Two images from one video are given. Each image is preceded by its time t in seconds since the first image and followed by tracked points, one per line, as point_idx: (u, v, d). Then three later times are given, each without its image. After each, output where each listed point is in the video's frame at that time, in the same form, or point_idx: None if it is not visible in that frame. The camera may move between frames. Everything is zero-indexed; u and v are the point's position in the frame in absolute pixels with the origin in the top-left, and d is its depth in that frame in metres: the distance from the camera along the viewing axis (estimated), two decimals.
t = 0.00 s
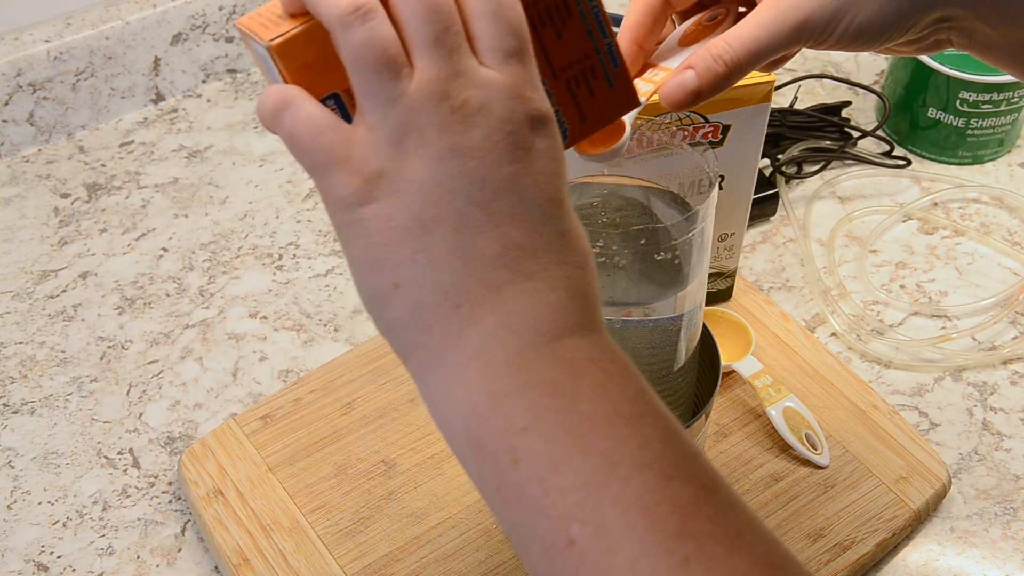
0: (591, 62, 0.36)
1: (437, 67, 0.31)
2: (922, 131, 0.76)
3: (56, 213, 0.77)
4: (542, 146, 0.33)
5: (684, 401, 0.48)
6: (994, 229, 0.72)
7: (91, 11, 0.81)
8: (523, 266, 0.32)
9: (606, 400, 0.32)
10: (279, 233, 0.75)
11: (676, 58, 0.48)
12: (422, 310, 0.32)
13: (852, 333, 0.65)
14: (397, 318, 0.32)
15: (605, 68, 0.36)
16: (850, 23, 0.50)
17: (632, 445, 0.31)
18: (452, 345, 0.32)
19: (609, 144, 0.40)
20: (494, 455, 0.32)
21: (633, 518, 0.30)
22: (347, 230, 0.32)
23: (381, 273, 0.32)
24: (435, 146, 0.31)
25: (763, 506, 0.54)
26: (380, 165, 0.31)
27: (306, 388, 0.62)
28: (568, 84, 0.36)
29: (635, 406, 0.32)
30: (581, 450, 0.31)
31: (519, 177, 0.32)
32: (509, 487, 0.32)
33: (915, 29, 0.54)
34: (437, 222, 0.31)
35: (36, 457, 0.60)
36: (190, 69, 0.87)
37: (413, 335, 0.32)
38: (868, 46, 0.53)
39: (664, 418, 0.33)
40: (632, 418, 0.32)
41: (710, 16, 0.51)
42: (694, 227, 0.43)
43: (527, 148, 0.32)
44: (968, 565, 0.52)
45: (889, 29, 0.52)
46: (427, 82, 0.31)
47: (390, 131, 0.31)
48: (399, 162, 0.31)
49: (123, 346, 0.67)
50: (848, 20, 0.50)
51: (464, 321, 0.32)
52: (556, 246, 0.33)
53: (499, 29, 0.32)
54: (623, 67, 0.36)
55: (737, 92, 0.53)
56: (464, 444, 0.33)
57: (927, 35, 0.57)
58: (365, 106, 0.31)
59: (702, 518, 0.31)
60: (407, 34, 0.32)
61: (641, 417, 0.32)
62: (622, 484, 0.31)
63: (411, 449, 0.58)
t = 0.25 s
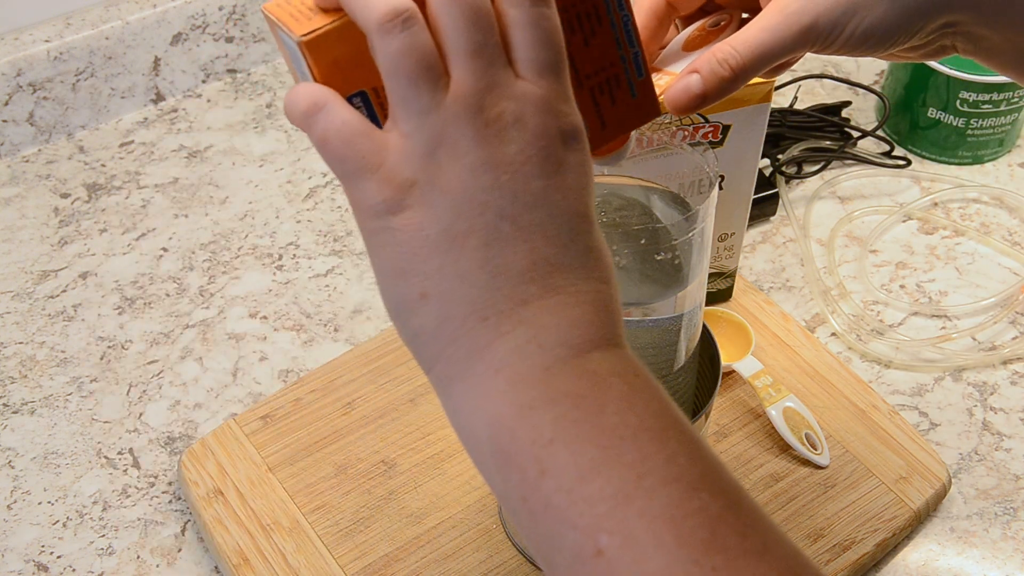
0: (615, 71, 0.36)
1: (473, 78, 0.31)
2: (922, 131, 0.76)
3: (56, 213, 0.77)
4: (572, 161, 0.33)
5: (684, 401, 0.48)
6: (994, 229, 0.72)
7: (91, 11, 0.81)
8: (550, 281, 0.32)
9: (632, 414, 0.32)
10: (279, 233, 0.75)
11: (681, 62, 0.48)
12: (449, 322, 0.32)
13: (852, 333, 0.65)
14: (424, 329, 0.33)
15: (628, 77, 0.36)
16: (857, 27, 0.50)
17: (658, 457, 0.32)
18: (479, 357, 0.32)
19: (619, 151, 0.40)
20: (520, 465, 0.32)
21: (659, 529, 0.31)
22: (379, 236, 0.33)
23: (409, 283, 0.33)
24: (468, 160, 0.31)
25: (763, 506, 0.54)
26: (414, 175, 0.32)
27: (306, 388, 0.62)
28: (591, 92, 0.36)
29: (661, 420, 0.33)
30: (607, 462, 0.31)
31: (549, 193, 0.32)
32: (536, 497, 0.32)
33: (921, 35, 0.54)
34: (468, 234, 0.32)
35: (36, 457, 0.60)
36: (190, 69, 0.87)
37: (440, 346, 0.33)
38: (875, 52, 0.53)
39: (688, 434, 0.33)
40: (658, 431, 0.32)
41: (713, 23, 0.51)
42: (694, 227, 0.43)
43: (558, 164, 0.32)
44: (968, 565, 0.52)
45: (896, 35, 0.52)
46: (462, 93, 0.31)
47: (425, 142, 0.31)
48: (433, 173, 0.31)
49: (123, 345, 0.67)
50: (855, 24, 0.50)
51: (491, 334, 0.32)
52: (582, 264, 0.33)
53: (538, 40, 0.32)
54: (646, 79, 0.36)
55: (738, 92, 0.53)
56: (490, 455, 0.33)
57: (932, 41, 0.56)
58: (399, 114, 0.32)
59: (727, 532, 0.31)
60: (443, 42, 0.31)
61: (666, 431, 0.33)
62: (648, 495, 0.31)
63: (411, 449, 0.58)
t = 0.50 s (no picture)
0: (616, 75, 0.35)
1: (472, 97, 0.31)
2: (922, 131, 0.76)
3: (56, 213, 0.77)
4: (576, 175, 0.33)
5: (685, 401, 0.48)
6: (995, 229, 0.72)
7: (91, 11, 0.81)
8: (556, 299, 0.32)
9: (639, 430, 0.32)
10: (279, 233, 0.75)
11: (689, 60, 0.48)
12: (455, 342, 0.32)
13: (852, 333, 0.65)
14: (429, 350, 0.33)
15: (629, 82, 0.35)
16: (864, 27, 0.50)
17: (666, 472, 0.32)
18: (486, 378, 0.32)
19: (622, 148, 0.40)
20: (530, 484, 0.32)
21: (671, 543, 0.31)
22: (384, 257, 0.33)
23: (415, 304, 0.33)
24: (469, 179, 0.31)
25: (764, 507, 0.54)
26: (414, 197, 0.32)
27: (305, 388, 0.62)
28: (591, 96, 0.35)
29: (667, 433, 0.33)
30: (616, 479, 0.31)
31: (553, 208, 0.32)
32: (547, 516, 0.32)
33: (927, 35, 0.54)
34: (470, 255, 0.32)
35: (36, 457, 0.60)
36: (190, 68, 0.87)
37: (447, 366, 0.33)
38: (880, 52, 0.53)
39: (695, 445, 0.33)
40: (665, 445, 0.32)
41: (722, 23, 0.51)
42: (694, 228, 0.44)
43: (561, 179, 0.32)
44: (968, 565, 0.52)
45: (903, 35, 0.52)
46: (461, 112, 0.31)
47: (425, 163, 0.31)
48: (433, 193, 0.31)
49: (123, 345, 0.67)
50: (863, 25, 0.50)
51: (497, 354, 0.32)
52: (588, 278, 0.33)
53: (537, 55, 0.31)
54: (649, 82, 0.35)
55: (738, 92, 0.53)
56: (499, 475, 0.33)
57: (939, 41, 0.56)
58: (398, 135, 0.31)
59: (739, 541, 0.31)
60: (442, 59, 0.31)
61: (673, 444, 0.33)
62: (659, 510, 0.31)
63: (410, 448, 0.58)
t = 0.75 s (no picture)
0: (622, 74, 0.35)
1: (477, 94, 0.31)
2: (922, 131, 0.76)
3: (56, 213, 0.77)
4: (580, 173, 0.33)
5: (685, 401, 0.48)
6: (995, 229, 0.72)
7: (92, 11, 0.81)
8: (562, 298, 0.32)
9: (645, 427, 0.32)
10: (279, 233, 0.75)
11: (690, 61, 0.48)
12: (462, 340, 0.32)
13: (852, 333, 0.65)
14: (436, 348, 0.33)
15: (636, 79, 0.35)
16: (864, 28, 0.50)
17: (672, 470, 0.32)
18: (492, 376, 0.32)
19: (623, 148, 0.40)
20: (537, 483, 0.32)
21: (678, 542, 0.31)
22: (390, 256, 0.33)
23: (421, 303, 0.33)
24: (476, 177, 0.31)
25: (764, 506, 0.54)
26: (420, 195, 0.31)
27: (305, 388, 0.62)
28: (598, 95, 0.35)
29: (674, 431, 0.33)
30: (623, 477, 0.31)
31: (559, 206, 0.32)
32: (554, 515, 0.32)
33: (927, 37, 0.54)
34: (476, 253, 0.32)
35: (36, 457, 0.60)
36: (190, 69, 0.87)
37: (453, 365, 0.33)
38: (879, 54, 0.53)
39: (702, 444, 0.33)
40: (672, 443, 0.32)
41: (723, 23, 0.51)
42: (694, 228, 0.44)
43: (567, 178, 0.32)
44: (969, 565, 0.52)
45: (902, 37, 0.52)
46: (467, 110, 0.31)
47: (430, 161, 0.31)
48: (439, 191, 0.31)
49: (123, 345, 0.67)
50: (862, 26, 0.50)
51: (503, 352, 0.32)
52: (595, 276, 0.33)
53: (542, 53, 0.31)
54: (655, 79, 0.36)
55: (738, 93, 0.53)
56: (506, 473, 0.33)
57: (939, 43, 0.56)
58: (403, 135, 0.31)
59: (747, 539, 0.31)
60: (448, 58, 0.31)
61: (679, 441, 0.33)
62: (666, 509, 0.31)
63: (410, 448, 0.58)
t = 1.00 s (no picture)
0: (635, 93, 0.34)
1: (498, 119, 0.31)
2: (922, 131, 0.76)
3: (56, 213, 0.77)
4: (595, 204, 0.33)
5: (684, 401, 0.48)
6: (995, 229, 0.72)
7: (91, 11, 0.81)
8: (567, 324, 0.32)
9: (648, 451, 0.32)
10: (279, 233, 0.75)
11: (690, 63, 0.48)
12: (465, 363, 0.32)
13: (852, 333, 0.65)
14: (439, 371, 0.33)
15: (648, 99, 0.35)
16: (862, 33, 0.51)
17: (673, 494, 0.32)
18: (495, 400, 0.32)
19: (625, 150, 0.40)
20: (538, 506, 0.32)
21: (679, 564, 0.30)
22: (399, 275, 0.32)
23: (426, 324, 0.33)
24: (491, 204, 0.31)
25: (764, 507, 0.54)
26: (434, 216, 0.31)
27: (305, 388, 0.62)
28: (609, 111, 0.35)
29: (675, 455, 0.33)
30: (624, 500, 0.31)
31: (572, 237, 0.32)
32: (553, 538, 0.32)
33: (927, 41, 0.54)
34: (486, 277, 0.31)
35: (35, 457, 0.60)
36: (190, 68, 0.87)
37: (455, 387, 0.33)
38: (879, 58, 0.53)
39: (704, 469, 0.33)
40: (673, 468, 0.32)
41: (723, 25, 0.50)
42: (694, 227, 0.44)
43: (582, 209, 0.32)
44: (969, 565, 0.52)
45: (901, 41, 0.52)
46: (487, 133, 0.31)
47: (446, 183, 0.31)
48: (453, 216, 0.31)
49: (123, 345, 0.67)
50: (861, 31, 0.50)
51: (507, 376, 0.32)
52: (600, 303, 0.33)
53: (567, 82, 0.31)
54: (667, 101, 0.35)
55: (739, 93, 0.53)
56: (507, 496, 0.33)
57: (939, 47, 0.56)
58: (420, 152, 0.31)
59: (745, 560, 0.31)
60: (471, 79, 0.31)
61: (683, 470, 0.32)
62: (667, 531, 0.31)
63: (410, 448, 0.58)
